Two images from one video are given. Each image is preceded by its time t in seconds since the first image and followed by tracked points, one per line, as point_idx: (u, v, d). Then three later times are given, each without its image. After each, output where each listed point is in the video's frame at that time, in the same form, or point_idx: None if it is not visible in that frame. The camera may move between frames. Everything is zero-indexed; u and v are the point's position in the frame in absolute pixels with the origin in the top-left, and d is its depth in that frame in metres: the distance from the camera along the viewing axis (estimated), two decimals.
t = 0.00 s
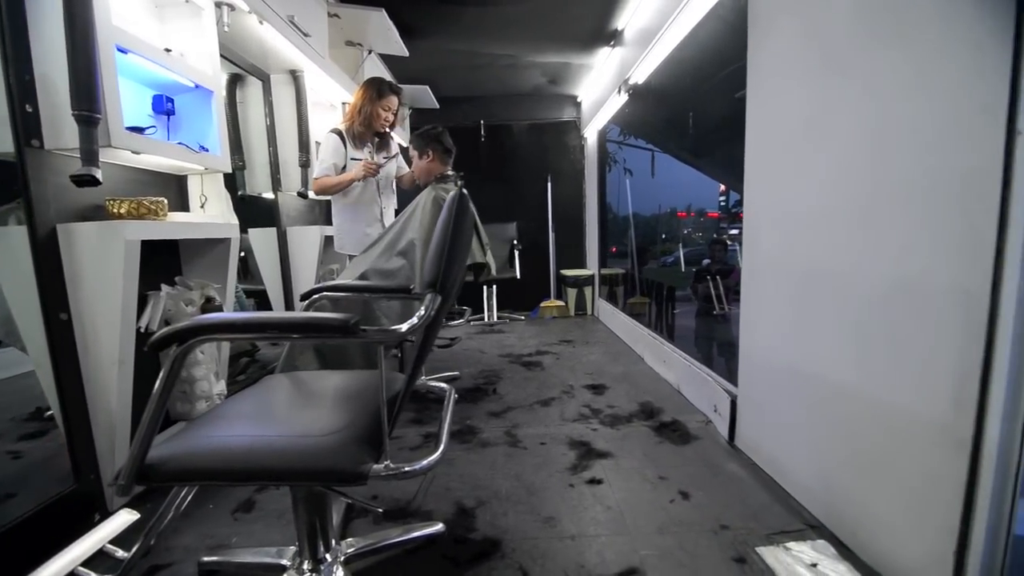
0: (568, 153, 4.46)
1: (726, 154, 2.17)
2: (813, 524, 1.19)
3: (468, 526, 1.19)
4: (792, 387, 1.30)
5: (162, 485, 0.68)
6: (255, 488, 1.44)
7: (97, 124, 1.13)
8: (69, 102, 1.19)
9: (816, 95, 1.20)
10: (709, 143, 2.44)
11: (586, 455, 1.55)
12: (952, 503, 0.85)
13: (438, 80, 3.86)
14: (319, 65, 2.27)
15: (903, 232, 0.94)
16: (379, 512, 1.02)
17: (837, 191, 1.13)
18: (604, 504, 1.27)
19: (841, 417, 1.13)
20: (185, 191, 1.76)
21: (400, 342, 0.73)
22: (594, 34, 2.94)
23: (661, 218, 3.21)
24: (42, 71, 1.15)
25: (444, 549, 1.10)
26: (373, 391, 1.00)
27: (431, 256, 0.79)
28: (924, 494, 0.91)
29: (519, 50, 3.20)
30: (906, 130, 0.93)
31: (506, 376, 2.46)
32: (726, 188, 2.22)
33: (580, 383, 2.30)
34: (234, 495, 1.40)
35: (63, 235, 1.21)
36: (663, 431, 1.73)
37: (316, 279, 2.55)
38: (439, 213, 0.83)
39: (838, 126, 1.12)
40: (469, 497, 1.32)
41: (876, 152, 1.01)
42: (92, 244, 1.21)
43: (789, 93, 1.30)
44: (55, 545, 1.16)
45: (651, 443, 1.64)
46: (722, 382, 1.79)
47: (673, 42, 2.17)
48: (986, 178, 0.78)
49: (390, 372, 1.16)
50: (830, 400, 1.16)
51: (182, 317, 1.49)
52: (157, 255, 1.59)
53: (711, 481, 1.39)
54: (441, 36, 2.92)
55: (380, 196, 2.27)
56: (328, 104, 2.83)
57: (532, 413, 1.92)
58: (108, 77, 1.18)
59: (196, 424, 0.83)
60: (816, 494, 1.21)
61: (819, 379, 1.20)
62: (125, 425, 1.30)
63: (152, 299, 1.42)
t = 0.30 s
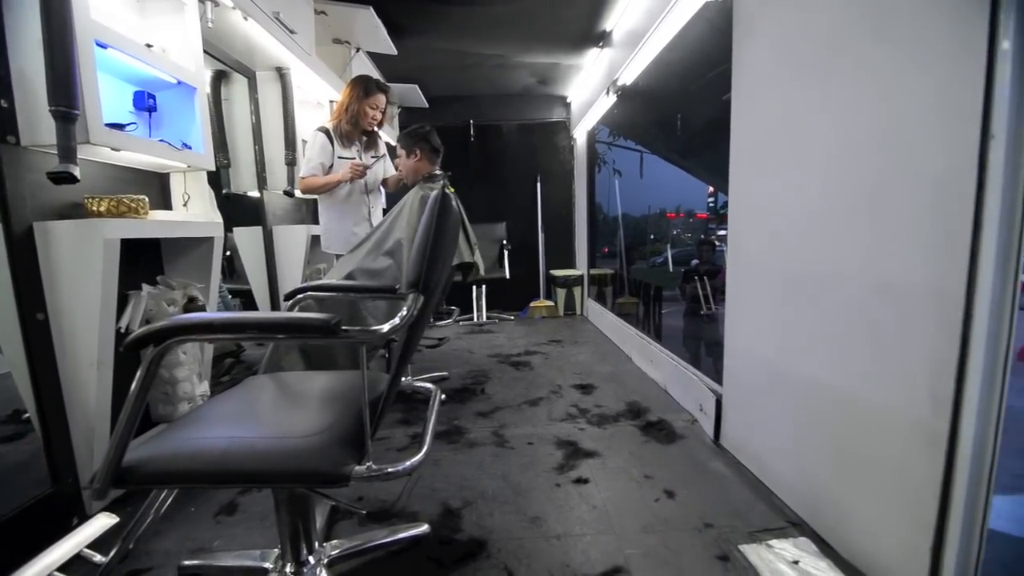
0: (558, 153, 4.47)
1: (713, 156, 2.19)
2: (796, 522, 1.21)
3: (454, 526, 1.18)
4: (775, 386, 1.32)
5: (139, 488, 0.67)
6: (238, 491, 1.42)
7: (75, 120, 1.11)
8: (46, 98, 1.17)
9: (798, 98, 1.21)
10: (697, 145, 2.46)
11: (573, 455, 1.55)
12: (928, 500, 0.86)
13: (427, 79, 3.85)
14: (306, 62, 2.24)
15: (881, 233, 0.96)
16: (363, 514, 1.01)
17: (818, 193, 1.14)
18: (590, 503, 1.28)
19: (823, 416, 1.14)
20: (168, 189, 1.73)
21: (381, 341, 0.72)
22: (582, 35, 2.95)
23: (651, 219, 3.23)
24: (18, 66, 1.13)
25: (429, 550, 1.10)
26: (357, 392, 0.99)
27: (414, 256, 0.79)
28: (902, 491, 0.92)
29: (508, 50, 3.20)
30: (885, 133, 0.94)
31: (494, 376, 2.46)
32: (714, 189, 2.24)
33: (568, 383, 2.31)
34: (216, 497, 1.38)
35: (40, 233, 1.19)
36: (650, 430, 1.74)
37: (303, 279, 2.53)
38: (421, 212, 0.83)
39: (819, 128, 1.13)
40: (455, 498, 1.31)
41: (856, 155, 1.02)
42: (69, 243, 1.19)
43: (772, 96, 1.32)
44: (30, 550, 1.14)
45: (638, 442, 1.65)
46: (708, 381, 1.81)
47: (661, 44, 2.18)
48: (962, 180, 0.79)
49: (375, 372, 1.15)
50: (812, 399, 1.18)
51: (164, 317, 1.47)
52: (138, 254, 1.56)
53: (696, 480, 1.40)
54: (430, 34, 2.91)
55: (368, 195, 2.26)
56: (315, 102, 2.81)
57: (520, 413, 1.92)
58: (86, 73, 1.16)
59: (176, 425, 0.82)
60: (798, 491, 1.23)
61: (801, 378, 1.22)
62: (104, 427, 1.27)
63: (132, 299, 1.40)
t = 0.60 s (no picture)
0: (545, 152, 4.48)
1: (697, 156, 2.21)
2: (777, 516, 1.23)
3: (439, 527, 1.18)
4: (757, 382, 1.34)
5: (115, 493, 0.66)
6: (220, 496, 1.40)
7: (48, 118, 1.08)
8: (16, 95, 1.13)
9: (776, 99, 1.23)
10: (681, 145, 2.48)
11: (559, 453, 1.56)
12: (903, 492, 0.88)
13: (413, 78, 3.83)
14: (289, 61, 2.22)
15: (857, 231, 0.98)
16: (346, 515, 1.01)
17: (797, 192, 1.17)
18: (576, 501, 1.28)
19: (803, 411, 1.16)
20: (146, 189, 1.70)
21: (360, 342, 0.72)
22: (567, 35, 2.95)
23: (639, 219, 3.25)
24: None
25: (414, 551, 1.10)
26: (341, 393, 0.99)
27: (394, 255, 0.78)
28: (878, 483, 0.94)
29: (493, 50, 3.20)
30: (859, 133, 0.96)
31: (481, 376, 2.46)
32: (699, 189, 2.26)
33: (555, 382, 2.32)
34: (198, 502, 1.36)
35: (11, 234, 1.16)
36: (635, 428, 1.76)
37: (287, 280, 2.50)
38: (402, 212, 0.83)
39: (798, 129, 1.15)
40: (441, 498, 1.31)
41: (832, 154, 1.04)
42: (41, 244, 1.16)
43: (751, 96, 1.34)
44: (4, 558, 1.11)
45: (623, 439, 1.66)
46: (692, 378, 1.83)
47: (644, 45, 2.20)
48: (932, 179, 0.81)
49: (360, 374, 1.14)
50: (792, 394, 1.20)
51: (142, 320, 1.44)
52: (115, 255, 1.53)
53: (680, 476, 1.42)
54: (415, 33, 2.90)
55: (353, 195, 2.24)
56: (298, 101, 2.78)
57: (507, 412, 1.92)
58: (59, 70, 1.13)
59: (154, 429, 0.80)
60: (779, 486, 1.25)
61: (781, 374, 1.24)
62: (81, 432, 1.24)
63: (109, 301, 1.37)
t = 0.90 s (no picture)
0: (535, 152, 4.49)
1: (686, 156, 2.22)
2: (762, 512, 1.24)
3: (427, 527, 1.18)
4: (742, 380, 1.35)
5: (94, 495, 0.65)
6: (205, 497, 1.39)
7: (26, 114, 1.06)
8: None
9: (761, 99, 1.25)
10: (670, 145, 2.50)
11: (548, 452, 1.57)
12: (884, 488, 0.90)
13: (403, 76, 3.80)
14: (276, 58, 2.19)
15: (839, 231, 0.99)
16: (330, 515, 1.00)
17: (781, 192, 1.18)
18: (564, 500, 1.29)
19: (787, 409, 1.17)
20: (129, 187, 1.68)
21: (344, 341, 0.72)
22: (557, 34, 2.96)
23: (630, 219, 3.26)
24: None
25: (401, 551, 1.09)
26: (326, 392, 0.98)
27: (379, 254, 0.78)
28: (859, 479, 0.96)
29: (483, 49, 3.20)
30: (841, 134, 0.98)
31: (471, 375, 2.46)
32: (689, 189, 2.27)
33: (544, 381, 2.32)
34: (182, 504, 1.34)
35: None
36: (624, 426, 1.76)
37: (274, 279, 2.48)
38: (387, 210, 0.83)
39: (782, 130, 1.16)
40: (429, 498, 1.31)
41: (815, 155, 1.05)
42: (19, 243, 1.14)
43: (736, 98, 1.36)
44: None
45: (612, 438, 1.66)
46: (679, 377, 1.85)
47: (633, 46, 2.21)
48: (911, 181, 0.83)
49: (347, 373, 1.14)
50: (776, 392, 1.21)
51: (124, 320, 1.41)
52: (96, 253, 1.51)
53: (667, 474, 1.43)
54: (405, 32, 2.88)
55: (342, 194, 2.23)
56: (286, 98, 2.76)
57: (496, 412, 1.92)
58: (37, 66, 1.10)
59: (135, 429, 0.79)
60: (764, 483, 1.26)
61: (766, 372, 1.25)
62: (61, 434, 1.22)
63: (90, 301, 1.36)
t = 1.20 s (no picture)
0: (526, 150, 4.48)
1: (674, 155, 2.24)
2: (747, 507, 1.26)
3: (416, 526, 1.18)
4: (729, 377, 1.37)
5: (73, 497, 0.64)
6: (191, 498, 1.37)
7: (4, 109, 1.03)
8: None
9: (746, 99, 1.26)
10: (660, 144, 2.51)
11: (537, 449, 1.57)
12: (865, 481, 0.91)
13: (392, 73, 3.77)
14: (262, 54, 2.17)
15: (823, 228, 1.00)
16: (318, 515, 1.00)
17: (766, 190, 1.19)
18: (553, 497, 1.29)
19: (772, 405, 1.19)
20: (112, 183, 1.65)
21: (329, 339, 0.72)
22: (546, 32, 2.96)
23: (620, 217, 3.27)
24: None
25: (390, 550, 1.09)
26: (313, 391, 0.97)
27: (364, 252, 0.78)
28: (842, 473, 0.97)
29: (473, 46, 3.19)
30: (825, 132, 0.99)
31: (461, 373, 2.46)
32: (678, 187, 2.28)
33: (534, 379, 2.33)
34: (167, 505, 1.33)
35: None
36: (613, 423, 1.77)
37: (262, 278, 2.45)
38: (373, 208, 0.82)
39: (767, 128, 1.17)
40: (418, 496, 1.31)
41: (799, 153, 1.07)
42: None
43: (723, 96, 1.37)
44: None
45: (601, 435, 1.67)
46: (668, 373, 1.87)
47: (622, 44, 2.20)
48: (892, 178, 0.84)
49: (334, 372, 1.13)
50: (762, 388, 1.23)
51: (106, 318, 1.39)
52: (76, 251, 1.48)
53: (656, 470, 1.44)
54: (394, 28, 2.87)
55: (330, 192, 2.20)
56: (272, 95, 2.73)
57: (486, 410, 1.92)
58: (15, 59, 1.08)
59: (117, 429, 0.78)
60: (750, 478, 1.28)
61: (751, 369, 1.26)
62: (41, 435, 1.20)
63: (72, 300, 1.32)
